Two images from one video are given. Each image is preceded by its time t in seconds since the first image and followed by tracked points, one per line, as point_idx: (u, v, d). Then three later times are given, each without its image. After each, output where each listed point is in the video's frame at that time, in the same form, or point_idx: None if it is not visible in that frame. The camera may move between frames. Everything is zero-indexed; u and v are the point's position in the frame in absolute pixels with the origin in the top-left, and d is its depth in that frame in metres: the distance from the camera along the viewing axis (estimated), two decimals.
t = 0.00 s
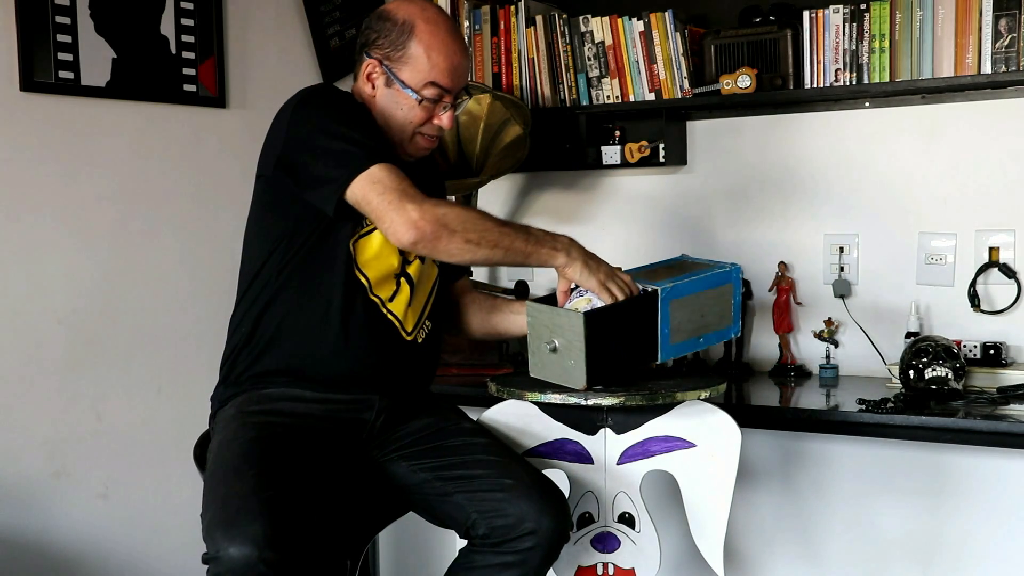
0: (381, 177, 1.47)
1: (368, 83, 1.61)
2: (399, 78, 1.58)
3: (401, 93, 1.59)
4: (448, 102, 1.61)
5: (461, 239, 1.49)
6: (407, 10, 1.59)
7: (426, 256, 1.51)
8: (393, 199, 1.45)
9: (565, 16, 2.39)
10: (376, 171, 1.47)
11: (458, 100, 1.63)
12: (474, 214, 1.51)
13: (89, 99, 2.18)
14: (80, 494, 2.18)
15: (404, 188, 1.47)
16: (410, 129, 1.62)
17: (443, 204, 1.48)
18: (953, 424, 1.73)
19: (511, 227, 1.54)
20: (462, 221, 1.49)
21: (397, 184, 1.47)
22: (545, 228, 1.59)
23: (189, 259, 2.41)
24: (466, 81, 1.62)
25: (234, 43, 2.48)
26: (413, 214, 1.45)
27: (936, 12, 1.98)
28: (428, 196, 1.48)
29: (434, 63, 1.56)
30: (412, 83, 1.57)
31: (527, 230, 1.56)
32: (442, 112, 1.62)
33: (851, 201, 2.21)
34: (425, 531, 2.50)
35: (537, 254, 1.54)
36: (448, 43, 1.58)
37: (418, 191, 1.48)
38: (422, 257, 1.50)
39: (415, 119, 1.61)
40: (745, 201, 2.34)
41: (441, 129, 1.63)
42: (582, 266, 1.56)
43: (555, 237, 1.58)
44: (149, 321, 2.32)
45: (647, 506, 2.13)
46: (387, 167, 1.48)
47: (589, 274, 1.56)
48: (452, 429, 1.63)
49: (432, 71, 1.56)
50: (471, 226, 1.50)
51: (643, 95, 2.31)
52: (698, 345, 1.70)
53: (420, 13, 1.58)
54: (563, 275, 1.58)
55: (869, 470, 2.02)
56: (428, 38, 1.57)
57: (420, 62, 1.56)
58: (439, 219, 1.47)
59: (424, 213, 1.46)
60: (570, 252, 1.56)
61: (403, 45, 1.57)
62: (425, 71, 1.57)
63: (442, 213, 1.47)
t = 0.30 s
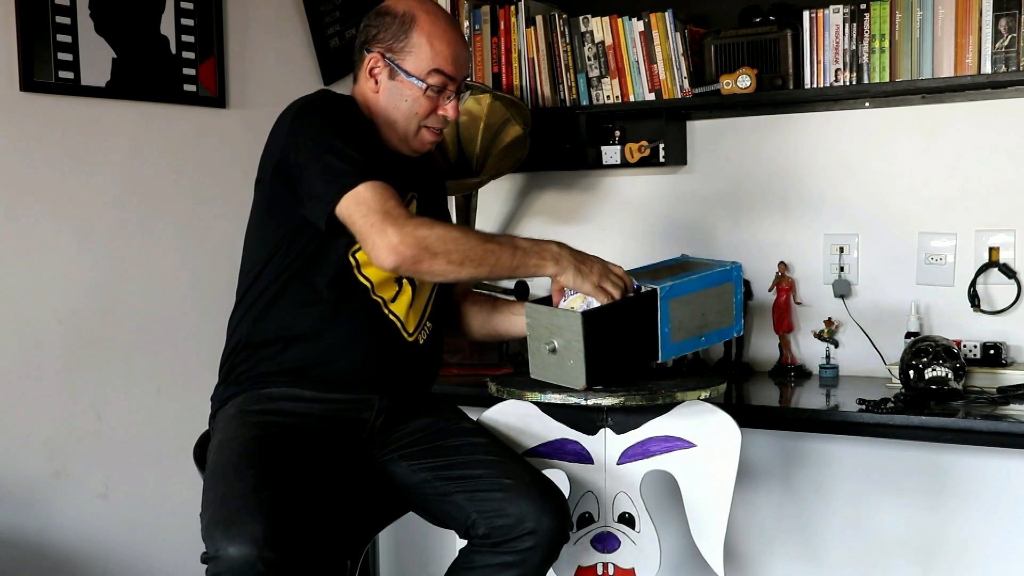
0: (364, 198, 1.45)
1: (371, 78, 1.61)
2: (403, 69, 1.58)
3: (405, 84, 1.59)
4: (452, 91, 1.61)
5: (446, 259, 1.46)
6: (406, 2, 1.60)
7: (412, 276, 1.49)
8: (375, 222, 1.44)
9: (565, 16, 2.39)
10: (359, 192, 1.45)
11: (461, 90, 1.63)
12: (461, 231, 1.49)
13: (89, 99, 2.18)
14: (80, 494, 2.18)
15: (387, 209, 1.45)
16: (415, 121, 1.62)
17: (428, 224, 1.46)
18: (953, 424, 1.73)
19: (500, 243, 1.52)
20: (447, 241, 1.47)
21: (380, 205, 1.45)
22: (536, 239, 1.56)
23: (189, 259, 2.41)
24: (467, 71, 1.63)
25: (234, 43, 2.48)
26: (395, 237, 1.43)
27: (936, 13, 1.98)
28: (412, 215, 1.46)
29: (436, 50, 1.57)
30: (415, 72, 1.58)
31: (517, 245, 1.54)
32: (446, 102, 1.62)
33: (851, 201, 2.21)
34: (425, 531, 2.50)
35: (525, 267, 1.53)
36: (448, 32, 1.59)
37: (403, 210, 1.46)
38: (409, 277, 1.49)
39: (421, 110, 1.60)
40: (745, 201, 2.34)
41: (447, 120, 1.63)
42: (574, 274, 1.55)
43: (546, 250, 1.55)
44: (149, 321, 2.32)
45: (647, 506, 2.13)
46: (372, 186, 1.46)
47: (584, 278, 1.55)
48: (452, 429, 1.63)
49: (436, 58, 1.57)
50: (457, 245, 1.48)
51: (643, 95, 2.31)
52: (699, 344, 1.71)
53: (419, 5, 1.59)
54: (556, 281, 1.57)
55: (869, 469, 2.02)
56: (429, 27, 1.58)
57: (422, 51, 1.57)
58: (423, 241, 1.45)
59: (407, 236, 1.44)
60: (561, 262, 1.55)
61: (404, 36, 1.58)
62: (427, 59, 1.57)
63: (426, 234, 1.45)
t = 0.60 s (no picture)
0: (355, 217, 1.46)
1: (371, 75, 1.61)
2: (404, 64, 1.59)
3: (406, 79, 1.59)
4: (452, 87, 1.62)
5: (436, 276, 1.48)
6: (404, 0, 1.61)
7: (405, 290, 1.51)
8: (364, 242, 1.45)
9: (565, 16, 2.39)
10: (350, 210, 1.46)
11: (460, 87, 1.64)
12: (452, 246, 1.49)
13: (89, 99, 2.18)
14: (80, 494, 2.18)
15: (376, 228, 1.45)
16: (416, 117, 1.61)
17: (418, 241, 1.46)
18: (953, 424, 1.73)
19: (491, 255, 1.52)
20: (438, 257, 1.47)
21: (371, 224, 1.45)
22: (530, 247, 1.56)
23: (189, 259, 2.41)
24: (466, 69, 1.64)
25: (233, 43, 2.48)
26: (384, 258, 1.44)
27: (936, 13, 1.98)
28: (403, 232, 1.46)
29: (436, 46, 1.58)
30: (416, 68, 1.58)
31: (511, 256, 1.54)
32: (446, 99, 1.62)
33: (851, 201, 2.21)
34: (425, 531, 2.50)
35: (519, 276, 1.53)
36: (447, 28, 1.60)
37: (394, 227, 1.46)
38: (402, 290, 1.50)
39: (422, 106, 1.60)
40: (745, 202, 2.34)
41: (447, 117, 1.63)
42: (570, 276, 1.55)
43: (540, 258, 1.55)
44: (149, 321, 2.32)
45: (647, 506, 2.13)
46: (362, 203, 1.46)
47: (583, 280, 1.56)
48: (451, 429, 1.63)
49: (436, 53, 1.58)
50: (448, 261, 1.48)
51: (643, 95, 2.31)
52: (700, 346, 1.75)
53: (417, 3, 1.61)
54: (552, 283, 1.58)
55: (870, 469, 2.02)
56: (428, 23, 1.59)
57: (422, 46, 1.58)
58: (413, 260, 1.45)
59: (397, 256, 1.45)
60: (555, 266, 1.55)
61: (404, 32, 1.59)
62: (427, 54, 1.58)
63: (416, 253, 1.46)
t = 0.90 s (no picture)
0: (353, 234, 1.46)
1: (372, 79, 1.61)
2: (406, 69, 1.59)
3: (408, 83, 1.59)
4: (454, 90, 1.62)
5: (437, 291, 1.48)
6: (405, 3, 1.61)
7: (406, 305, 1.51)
8: (362, 260, 1.45)
9: (565, 16, 2.39)
10: (349, 227, 1.46)
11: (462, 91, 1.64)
12: (451, 260, 1.49)
13: (89, 99, 2.18)
14: (81, 494, 2.18)
15: (374, 245, 1.45)
16: (418, 121, 1.61)
17: (418, 256, 1.46)
18: (953, 424, 1.73)
19: (491, 267, 1.52)
20: (437, 272, 1.47)
21: (369, 241, 1.45)
22: (530, 256, 1.56)
23: (189, 259, 2.41)
24: (467, 71, 1.64)
25: (233, 43, 2.48)
26: (383, 276, 1.44)
27: (936, 12, 1.98)
28: (401, 249, 1.46)
29: (438, 50, 1.58)
30: (418, 72, 1.58)
31: (511, 268, 1.54)
32: (448, 102, 1.62)
33: (851, 201, 2.21)
34: (425, 531, 2.50)
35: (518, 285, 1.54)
36: (449, 32, 1.61)
37: (392, 243, 1.46)
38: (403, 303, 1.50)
39: (424, 110, 1.61)
40: (746, 202, 2.34)
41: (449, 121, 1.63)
42: (573, 280, 1.57)
43: (540, 267, 1.55)
44: (149, 321, 2.33)
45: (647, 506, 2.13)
46: (361, 219, 1.46)
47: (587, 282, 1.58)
48: (451, 429, 1.63)
49: (438, 57, 1.58)
50: (448, 276, 1.48)
51: (643, 95, 2.31)
52: (698, 366, 1.74)
53: (418, 5, 1.61)
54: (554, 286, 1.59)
55: (870, 469, 2.02)
56: (429, 26, 1.59)
57: (424, 50, 1.58)
58: (412, 276, 1.45)
59: (396, 273, 1.45)
60: (556, 271, 1.56)
61: (405, 35, 1.59)
62: (429, 58, 1.58)
63: (415, 269, 1.46)
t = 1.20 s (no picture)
0: (351, 263, 1.47)
1: (372, 86, 1.61)
2: (404, 75, 1.59)
3: (407, 90, 1.59)
4: (454, 95, 1.62)
5: (435, 318, 1.48)
6: (403, 9, 1.61)
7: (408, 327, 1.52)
8: (358, 291, 1.46)
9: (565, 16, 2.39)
10: (346, 256, 1.47)
11: (462, 95, 1.64)
12: (449, 286, 1.48)
13: (89, 99, 2.18)
14: (81, 494, 2.18)
15: (369, 276, 1.46)
16: (418, 127, 1.61)
17: (415, 285, 1.46)
18: (953, 424, 1.73)
19: (490, 289, 1.52)
20: (435, 300, 1.48)
21: (366, 271, 1.46)
22: (530, 276, 1.55)
23: (189, 259, 2.41)
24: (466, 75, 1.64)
25: (233, 43, 2.48)
26: (380, 308, 1.45)
27: (936, 12, 1.98)
28: (398, 278, 1.46)
29: (436, 55, 1.58)
30: (416, 78, 1.59)
31: (511, 289, 1.53)
32: (448, 107, 1.62)
33: (850, 201, 2.21)
34: (425, 531, 2.50)
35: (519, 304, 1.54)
36: (447, 37, 1.60)
37: (389, 272, 1.46)
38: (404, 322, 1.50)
39: (423, 116, 1.61)
40: (745, 202, 2.34)
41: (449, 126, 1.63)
42: (574, 293, 1.56)
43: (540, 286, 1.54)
44: (149, 321, 2.33)
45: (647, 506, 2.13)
46: (357, 246, 1.46)
47: (590, 292, 1.58)
48: (451, 429, 1.63)
49: (436, 63, 1.58)
50: (446, 303, 1.48)
51: (643, 95, 2.31)
52: (699, 373, 1.74)
53: (416, 10, 1.61)
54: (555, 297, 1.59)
55: (870, 469, 2.02)
56: (427, 32, 1.59)
57: (422, 56, 1.58)
58: (409, 306, 1.46)
59: (392, 304, 1.45)
60: (557, 289, 1.56)
61: (403, 41, 1.59)
62: (427, 64, 1.58)
63: (412, 298, 1.46)
